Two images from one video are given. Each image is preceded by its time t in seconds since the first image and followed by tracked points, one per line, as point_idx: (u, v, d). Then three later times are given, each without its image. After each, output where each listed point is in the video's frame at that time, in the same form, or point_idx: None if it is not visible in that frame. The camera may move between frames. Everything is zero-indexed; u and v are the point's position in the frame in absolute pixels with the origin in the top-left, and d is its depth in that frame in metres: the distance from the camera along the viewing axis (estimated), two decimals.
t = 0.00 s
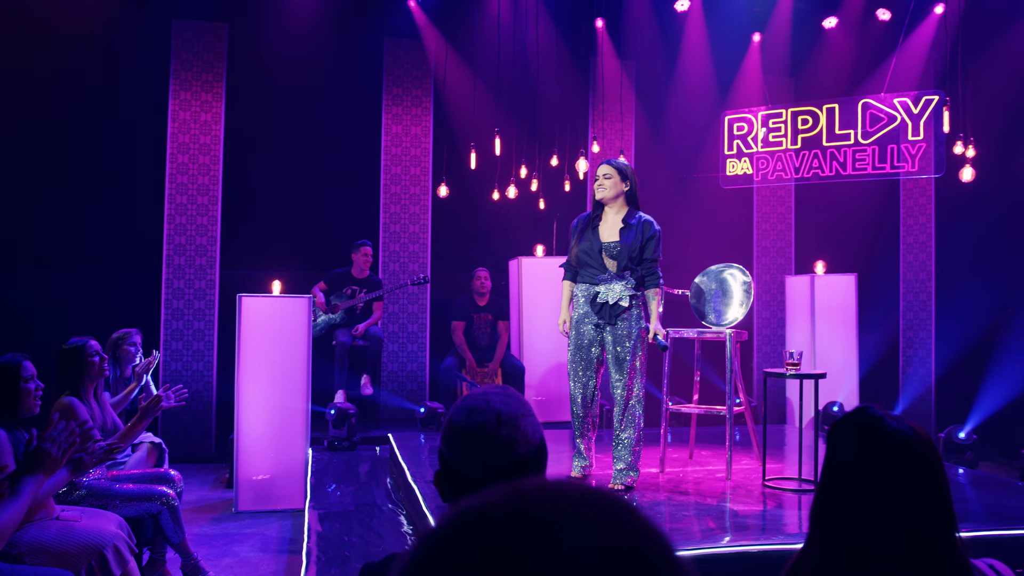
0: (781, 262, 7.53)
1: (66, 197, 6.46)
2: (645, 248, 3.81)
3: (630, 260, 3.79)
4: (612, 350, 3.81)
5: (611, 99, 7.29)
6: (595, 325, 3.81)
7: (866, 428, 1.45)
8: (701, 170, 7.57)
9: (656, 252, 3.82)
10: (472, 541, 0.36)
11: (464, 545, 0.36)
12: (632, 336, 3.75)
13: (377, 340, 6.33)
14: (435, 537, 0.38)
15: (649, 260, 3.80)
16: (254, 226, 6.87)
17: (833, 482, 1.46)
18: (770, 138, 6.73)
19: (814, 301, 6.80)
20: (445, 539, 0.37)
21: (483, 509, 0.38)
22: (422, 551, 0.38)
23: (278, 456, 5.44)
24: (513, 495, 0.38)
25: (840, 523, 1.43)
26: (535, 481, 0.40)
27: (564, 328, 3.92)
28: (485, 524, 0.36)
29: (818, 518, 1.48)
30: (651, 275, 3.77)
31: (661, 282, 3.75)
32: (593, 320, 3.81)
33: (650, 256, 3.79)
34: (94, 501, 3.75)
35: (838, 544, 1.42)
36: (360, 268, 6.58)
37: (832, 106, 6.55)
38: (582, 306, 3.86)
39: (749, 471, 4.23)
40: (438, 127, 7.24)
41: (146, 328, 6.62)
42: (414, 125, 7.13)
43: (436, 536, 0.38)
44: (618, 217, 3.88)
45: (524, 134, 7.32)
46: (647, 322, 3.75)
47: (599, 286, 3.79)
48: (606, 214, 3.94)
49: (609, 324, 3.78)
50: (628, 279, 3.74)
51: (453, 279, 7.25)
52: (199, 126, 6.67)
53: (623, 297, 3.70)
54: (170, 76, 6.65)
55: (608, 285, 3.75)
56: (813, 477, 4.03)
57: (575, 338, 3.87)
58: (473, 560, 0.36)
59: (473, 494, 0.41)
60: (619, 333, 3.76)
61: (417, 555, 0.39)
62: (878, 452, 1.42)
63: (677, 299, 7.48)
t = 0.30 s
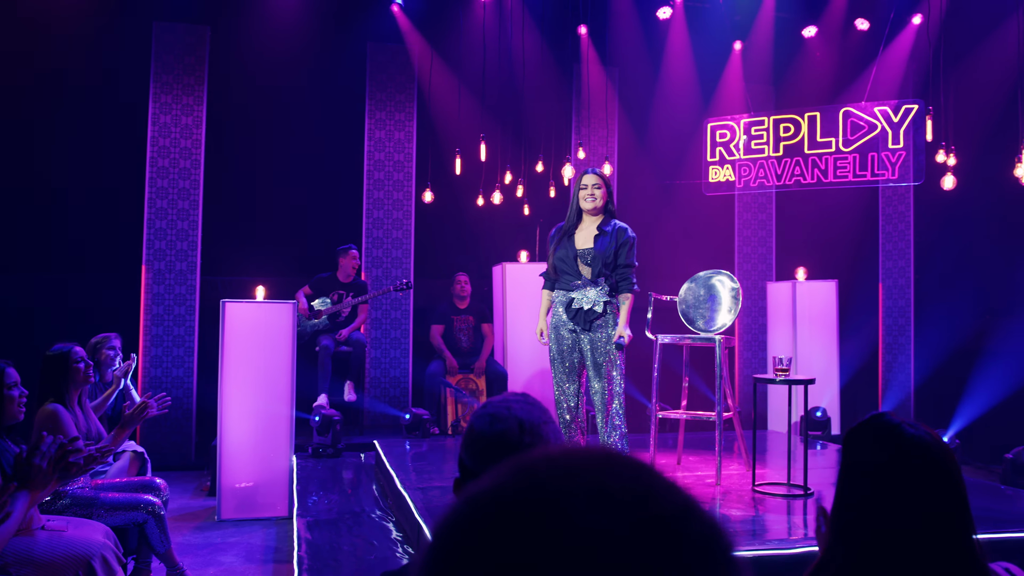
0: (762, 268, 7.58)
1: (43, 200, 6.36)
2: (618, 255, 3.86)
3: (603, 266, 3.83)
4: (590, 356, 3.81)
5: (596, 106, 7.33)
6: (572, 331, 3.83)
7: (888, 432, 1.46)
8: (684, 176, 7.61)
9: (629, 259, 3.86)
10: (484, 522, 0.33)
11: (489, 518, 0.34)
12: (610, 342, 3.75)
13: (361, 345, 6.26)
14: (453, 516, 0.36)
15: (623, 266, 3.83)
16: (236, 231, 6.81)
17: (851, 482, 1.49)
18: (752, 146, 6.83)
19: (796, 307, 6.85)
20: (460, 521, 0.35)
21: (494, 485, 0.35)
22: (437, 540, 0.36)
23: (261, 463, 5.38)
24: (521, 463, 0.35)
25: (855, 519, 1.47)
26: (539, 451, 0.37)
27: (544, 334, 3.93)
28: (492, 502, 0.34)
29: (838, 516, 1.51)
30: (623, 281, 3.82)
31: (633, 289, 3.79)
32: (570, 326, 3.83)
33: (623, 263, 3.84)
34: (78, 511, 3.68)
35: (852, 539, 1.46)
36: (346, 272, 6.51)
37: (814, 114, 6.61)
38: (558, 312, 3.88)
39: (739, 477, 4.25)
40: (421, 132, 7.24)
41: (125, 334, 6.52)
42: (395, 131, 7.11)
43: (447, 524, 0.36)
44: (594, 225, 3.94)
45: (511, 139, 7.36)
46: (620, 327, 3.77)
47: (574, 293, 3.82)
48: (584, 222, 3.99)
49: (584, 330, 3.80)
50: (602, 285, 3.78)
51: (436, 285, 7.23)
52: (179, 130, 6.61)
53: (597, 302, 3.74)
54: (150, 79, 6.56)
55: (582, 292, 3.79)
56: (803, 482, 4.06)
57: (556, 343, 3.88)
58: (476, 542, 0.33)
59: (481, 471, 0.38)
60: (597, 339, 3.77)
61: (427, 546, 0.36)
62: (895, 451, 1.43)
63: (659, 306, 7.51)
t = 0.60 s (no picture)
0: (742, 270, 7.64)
1: (20, 200, 6.28)
2: (603, 255, 3.91)
3: (592, 266, 3.85)
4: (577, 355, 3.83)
5: (580, 106, 7.25)
6: (561, 331, 3.83)
7: (903, 430, 1.46)
8: (665, 179, 7.66)
9: (612, 258, 3.92)
10: (548, 525, 0.33)
11: (554, 515, 0.33)
12: (598, 341, 3.78)
13: (343, 347, 6.19)
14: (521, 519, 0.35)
15: (608, 265, 3.88)
16: (218, 233, 6.74)
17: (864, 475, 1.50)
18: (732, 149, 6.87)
19: (777, 309, 6.90)
20: (539, 521, 0.33)
21: (557, 482, 0.34)
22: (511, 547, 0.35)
23: (244, 465, 5.32)
24: (585, 453, 0.34)
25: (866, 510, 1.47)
26: (604, 436, 0.36)
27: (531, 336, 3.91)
28: (554, 502, 0.33)
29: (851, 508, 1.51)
30: (610, 279, 3.85)
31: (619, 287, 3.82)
32: (560, 327, 3.83)
33: (609, 261, 3.89)
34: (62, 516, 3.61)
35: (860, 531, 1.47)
36: (331, 274, 6.45)
37: (795, 118, 6.67)
38: (546, 314, 3.86)
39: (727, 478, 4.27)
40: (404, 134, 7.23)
41: (103, 335, 6.42)
42: (379, 132, 7.01)
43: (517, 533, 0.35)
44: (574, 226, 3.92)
45: (495, 140, 7.46)
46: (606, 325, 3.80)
47: (566, 293, 3.79)
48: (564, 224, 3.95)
49: (575, 330, 3.80)
50: (593, 285, 3.78)
51: (419, 286, 7.20)
52: (159, 130, 6.49)
53: (589, 302, 3.74)
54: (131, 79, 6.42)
55: (574, 292, 3.77)
56: (792, 482, 4.08)
57: (543, 342, 3.87)
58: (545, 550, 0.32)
59: (553, 464, 0.37)
60: (586, 339, 3.79)
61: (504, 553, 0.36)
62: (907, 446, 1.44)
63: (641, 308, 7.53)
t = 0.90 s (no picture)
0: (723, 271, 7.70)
1: None
2: (594, 254, 3.99)
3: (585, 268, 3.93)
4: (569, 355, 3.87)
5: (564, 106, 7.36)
6: (553, 331, 3.87)
7: (908, 425, 1.30)
8: (647, 180, 7.70)
9: (602, 257, 4.02)
10: (682, 521, 0.34)
11: (689, 509, 0.34)
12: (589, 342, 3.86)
13: (325, 348, 6.16)
14: (652, 518, 0.37)
15: (599, 264, 3.98)
16: (199, 232, 6.66)
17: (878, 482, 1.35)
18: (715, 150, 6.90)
19: (758, 310, 6.97)
20: (684, 503, 0.35)
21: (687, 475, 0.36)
22: (645, 540, 0.37)
23: (227, 468, 5.27)
24: (714, 444, 0.36)
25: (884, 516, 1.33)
26: (728, 432, 0.38)
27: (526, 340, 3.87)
28: (688, 501, 0.35)
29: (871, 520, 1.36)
30: (601, 278, 3.99)
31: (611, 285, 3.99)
32: (553, 327, 3.87)
33: (600, 261, 3.99)
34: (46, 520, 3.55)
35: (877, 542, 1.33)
36: (314, 273, 6.41)
37: (776, 120, 6.74)
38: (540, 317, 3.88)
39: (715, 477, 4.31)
40: (387, 133, 7.18)
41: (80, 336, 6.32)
42: (361, 131, 7.04)
43: (646, 536, 0.37)
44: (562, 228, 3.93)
45: (479, 140, 7.36)
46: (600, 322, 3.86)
47: (559, 296, 3.84)
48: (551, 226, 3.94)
49: (567, 330, 3.86)
50: (586, 287, 3.87)
51: (402, 286, 7.18)
52: (137, 128, 6.45)
53: (583, 303, 3.83)
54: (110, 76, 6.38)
55: (568, 294, 3.83)
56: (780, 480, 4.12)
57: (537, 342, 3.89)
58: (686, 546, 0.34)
59: (680, 458, 0.38)
60: (576, 339, 3.85)
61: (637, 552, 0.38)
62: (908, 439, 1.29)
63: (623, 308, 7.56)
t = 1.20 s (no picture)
0: (703, 272, 7.75)
1: None
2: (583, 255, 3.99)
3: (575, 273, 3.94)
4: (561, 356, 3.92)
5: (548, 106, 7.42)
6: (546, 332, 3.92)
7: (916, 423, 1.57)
8: (628, 181, 7.73)
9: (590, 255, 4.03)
10: (844, 513, 0.43)
11: (842, 506, 0.42)
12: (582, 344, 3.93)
13: (307, 349, 6.13)
14: (803, 516, 0.45)
15: (590, 264, 3.99)
16: (179, 231, 6.57)
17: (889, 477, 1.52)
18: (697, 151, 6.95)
19: (739, 310, 7.02)
20: (837, 505, 0.43)
21: (827, 484, 0.44)
22: (805, 532, 0.45)
23: (210, 469, 5.21)
24: (855, 453, 0.44)
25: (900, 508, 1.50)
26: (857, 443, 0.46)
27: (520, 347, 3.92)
28: (838, 500, 0.43)
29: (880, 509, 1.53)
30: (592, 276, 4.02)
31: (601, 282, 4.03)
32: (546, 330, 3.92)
33: (590, 261, 4.00)
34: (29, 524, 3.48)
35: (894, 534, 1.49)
36: (296, 273, 6.37)
37: (757, 121, 6.79)
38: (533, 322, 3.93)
39: (703, 477, 4.35)
40: (370, 133, 7.15)
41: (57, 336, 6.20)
42: (342, 130, 7.02)
43: (793, 541, 0.45)
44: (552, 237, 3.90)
45: (463, 139, 7.37)
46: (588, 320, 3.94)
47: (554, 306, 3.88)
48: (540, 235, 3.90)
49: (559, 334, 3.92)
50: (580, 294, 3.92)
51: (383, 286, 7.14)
52: (115, 125, 6.37)
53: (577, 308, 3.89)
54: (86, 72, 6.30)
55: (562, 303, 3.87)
56: (767, 479, 4.17)
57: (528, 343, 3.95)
58: (853, 540, 0.42)
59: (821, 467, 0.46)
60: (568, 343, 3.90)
61: (785, 555, 0.46)
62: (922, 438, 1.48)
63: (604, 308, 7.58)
